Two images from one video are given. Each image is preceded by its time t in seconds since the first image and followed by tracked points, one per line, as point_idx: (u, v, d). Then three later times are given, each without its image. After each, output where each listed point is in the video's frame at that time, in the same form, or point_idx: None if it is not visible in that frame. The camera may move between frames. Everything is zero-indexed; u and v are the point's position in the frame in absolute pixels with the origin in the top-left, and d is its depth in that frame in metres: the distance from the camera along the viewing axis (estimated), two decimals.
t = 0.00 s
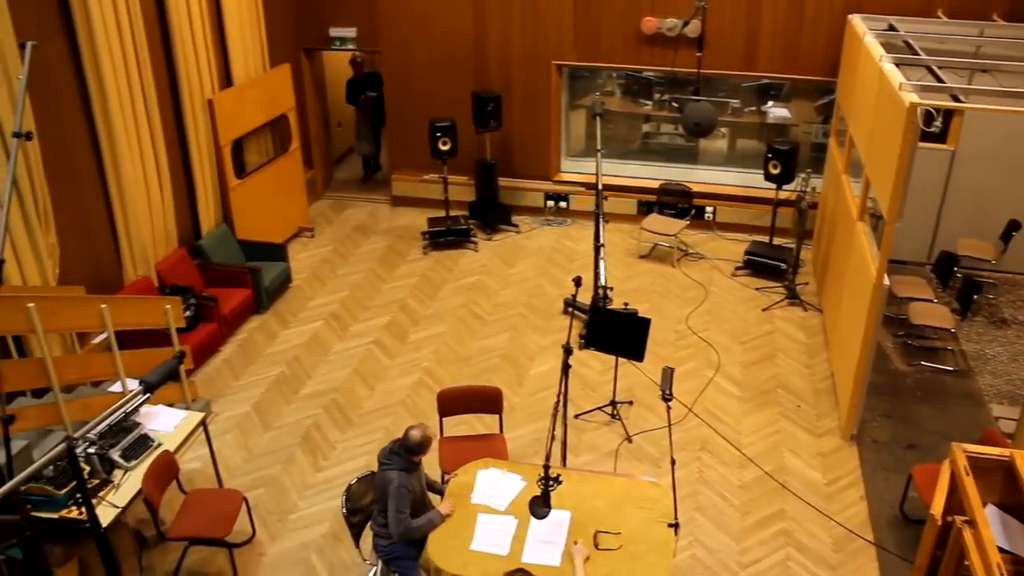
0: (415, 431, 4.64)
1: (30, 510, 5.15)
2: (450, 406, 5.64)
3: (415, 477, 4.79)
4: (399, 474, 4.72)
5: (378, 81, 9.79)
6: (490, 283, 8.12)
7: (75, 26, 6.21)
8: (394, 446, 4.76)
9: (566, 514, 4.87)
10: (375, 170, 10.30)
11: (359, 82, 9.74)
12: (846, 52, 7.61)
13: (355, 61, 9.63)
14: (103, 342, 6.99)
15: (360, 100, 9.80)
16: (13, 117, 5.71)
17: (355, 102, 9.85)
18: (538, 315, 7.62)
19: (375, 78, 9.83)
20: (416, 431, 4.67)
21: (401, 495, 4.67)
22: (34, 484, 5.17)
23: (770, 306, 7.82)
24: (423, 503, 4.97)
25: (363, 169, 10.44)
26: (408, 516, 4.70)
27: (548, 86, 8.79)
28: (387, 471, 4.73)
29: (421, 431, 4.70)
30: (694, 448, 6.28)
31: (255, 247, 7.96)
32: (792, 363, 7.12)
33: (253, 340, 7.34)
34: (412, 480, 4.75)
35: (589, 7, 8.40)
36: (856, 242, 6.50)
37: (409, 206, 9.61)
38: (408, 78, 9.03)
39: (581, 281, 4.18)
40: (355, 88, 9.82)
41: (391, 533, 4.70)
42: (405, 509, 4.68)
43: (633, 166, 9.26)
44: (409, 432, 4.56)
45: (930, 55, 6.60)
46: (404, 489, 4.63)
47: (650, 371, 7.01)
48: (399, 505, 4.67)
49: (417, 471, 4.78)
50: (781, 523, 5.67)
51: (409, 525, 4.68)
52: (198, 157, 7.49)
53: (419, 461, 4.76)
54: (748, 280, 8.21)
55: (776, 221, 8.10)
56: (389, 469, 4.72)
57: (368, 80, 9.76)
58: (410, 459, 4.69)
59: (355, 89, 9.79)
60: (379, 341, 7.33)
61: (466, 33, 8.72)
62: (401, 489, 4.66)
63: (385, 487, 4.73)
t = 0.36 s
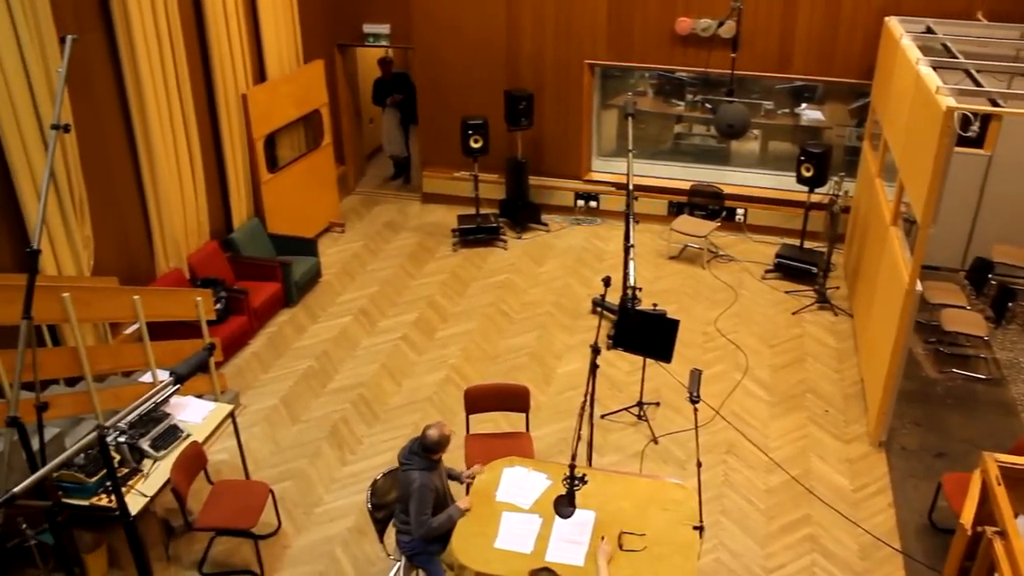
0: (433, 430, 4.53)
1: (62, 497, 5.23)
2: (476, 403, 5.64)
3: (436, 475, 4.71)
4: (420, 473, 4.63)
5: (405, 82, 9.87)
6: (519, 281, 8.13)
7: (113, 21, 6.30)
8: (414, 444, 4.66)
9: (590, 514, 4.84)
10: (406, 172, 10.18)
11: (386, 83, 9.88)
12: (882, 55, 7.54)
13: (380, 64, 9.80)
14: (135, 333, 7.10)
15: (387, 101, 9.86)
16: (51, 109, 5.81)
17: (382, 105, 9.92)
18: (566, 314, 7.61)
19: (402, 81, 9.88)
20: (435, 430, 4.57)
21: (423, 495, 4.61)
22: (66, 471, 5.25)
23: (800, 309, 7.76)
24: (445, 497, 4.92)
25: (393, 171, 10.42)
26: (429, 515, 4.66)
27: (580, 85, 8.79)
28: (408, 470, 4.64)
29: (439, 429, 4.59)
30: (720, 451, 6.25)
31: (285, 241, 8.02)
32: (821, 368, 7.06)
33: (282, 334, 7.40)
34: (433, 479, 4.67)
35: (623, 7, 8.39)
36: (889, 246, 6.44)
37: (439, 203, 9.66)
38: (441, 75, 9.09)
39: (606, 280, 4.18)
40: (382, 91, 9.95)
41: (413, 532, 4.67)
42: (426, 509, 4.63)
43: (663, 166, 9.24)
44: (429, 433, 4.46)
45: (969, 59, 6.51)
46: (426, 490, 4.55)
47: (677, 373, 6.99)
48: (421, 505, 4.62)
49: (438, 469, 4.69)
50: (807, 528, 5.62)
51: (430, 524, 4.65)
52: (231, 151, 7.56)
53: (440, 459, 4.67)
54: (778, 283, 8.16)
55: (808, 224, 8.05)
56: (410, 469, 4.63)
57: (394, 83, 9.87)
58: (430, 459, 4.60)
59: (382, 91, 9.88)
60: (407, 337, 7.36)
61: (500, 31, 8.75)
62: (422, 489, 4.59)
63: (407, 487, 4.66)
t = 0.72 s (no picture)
0: (459, 426, 4.55)
1: (91, 485, 5.29)
2: (500, 400, 5.63)
3: (462, 471, 4.72)
4: (446, 470, 4.65)
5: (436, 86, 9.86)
6: (546, 280, 8.13)
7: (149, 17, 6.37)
8: (438, 442, 4.68)
9: (614, 514, 4.81)
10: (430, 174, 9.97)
11: (418, 87, 9.80)
12: (917, 58, 7.47)
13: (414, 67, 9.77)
14: (164, 325, 7.18)
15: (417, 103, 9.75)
16: (87, 103, 5.88)
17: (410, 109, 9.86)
18: (593, 313, 7.61)
19: (432, 86, 9.93)
20: (460, 426, 4.60)
21: (451, 492, 4.62)
22: (96, 459, 5.31)
23: (829, 313, 7.70)
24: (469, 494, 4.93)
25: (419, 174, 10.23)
26: (456, 512, 4.67)
27: (610, 83, 8.80)
28: (434, 467, 4.66)
29: (465, 425, 4.63)
30: (746, 454, 6.22)
31: (315, 237, 8.08)
32: (850, 372, 7.00)
33: (310, 328, 7.45)
34: (459, 475, 4.68)
35: (655, 6, 8.37)
36: (921, 250, 6.38)
37: (469, 200, 9.71)
38: (472, 73, 9.14)
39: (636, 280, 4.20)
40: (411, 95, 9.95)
41: (442, 529, 4.67)
42: (454, 505, 4.63)
43: (693, 167, 9.21)
44: (454, 428, 4.48)
45: (1007, 61, 6.41)
46: (454, 487, 4.56)
47: (704, 375, 6.96)
48: (449, 502, 4.62)
49: (464, 466, 4.72)
50: (833, 534, 5.56)
51: (458, 521, 4.65)
52: (262, 146, 7.63)
53: (465, 455, 4.69)
54: (808, 286, 8.10)
55: (838, 227, 7.98)
56: (437, 466, 4.64)
57: (425, 86, 9.84)
58: (456, 455, 4.62)
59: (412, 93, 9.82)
60: (434, 333, 7.38)
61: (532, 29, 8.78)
62: (449, 486, 4.60)
63: (433, 484, 4.67)
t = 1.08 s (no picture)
0: (489, 420, 4.57)
1: (119, 474, 5.35)
2: (526, 399, 5.62)
3: (490, 467, 4.72)
4: (475, 464, 4.64)
5: (465, 93, 9.50)
6: (574, 279, 8.13)
7: (186, 13, 6.44)
8: (467, 437, 4.70)
9: (638, 515, 4.78)
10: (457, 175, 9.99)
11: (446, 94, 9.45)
12: (954, 61, 7.38)
13: (445, 74, 9.33)
14: (193, 317, 7.25)
15: (445, 111, 9.37)
16: (123, 96, 5.96)
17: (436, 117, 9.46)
18: (621, 314, 7.59)
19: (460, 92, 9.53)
20: (490, 420, 4.61)
21: (479, 485, 4.61)
22: (124, 449, 5.37)
23: (858, 318, 7.64)
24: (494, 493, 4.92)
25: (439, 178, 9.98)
26: (485, 506, 4.64)
27: (642, 83, 8.79)
28: (463, 461, 4.67)
29: (495, 420, 4.63)
30: (772, 458, 6.18)
31: (344, 233, 8.13)
32: (879, 378, 6.94)
33: (337, 324, 7.50)
34: (488, 470, 4.68)
35: (689, 6, 8.36)
36: (954, 256, 6.32)
37: (499, 199, 9.75)
38: (505, 72, 9.18)
39: (666, 280, 4.21)
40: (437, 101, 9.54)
41: (469, 523, 4.63)
42: (483, 499, 4.61)
43: (725, 168, 9.16)
44: (485, 420, 4.50)
45: None
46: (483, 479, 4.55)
47: (732, 378, 6.93)
48: (477, 495, 4.60)
49: (492, 461, 4.72)
50: (858, 540, 5.50)
51: (487, 515, 4.61)
52: (294, 141, 7.69)
53: (494, 450, 4.69)
54: (837, 290, 8.04)
55: (870, 231, 7.91)
56: (466, 460, 4.65)
57: (454, 93, 9.42)
58: (485, 450, 4.63)
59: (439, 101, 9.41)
60: (461, 330, 7.40)
61: (564, 27, 8.82)
62: (478, 479, 4.59)
63: (461, 478, 4.67)
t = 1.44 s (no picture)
0: (517, 419, 4.61)
1: (144, 467, 5.40)
2: (549, 398, 5.61)
3: (515, 466, 4.75)
4: (501, 463, 4.67)
5: (485, 96, 9.34)
6: (598, 280, 8.12)
7: (216, 10, 6.49)
8: (493, 437, 4.75)
9: (660, 518, 4.75)
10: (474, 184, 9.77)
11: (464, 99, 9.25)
12: (987, 64, 7.30)
13: (465, 78, 9.17)
14: (219, 312, 7.33)
15: (468, 116, 9.18)
16: (154, 92, 6.01)
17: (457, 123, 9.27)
18: (645, 314, 7.57)
19: (479, 96, 9.36)
20: (517, 419, 4.66)
21: (504, 484, 4.63)
22: (150, 442, 5.43)
23: (885, 322, 7.58)
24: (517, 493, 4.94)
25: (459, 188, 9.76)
26: (509, 504, 4.65)
27: (669, 84, 8.78)
28: (489, 459, 4.70)
29: (522, 420, 4.68)
30: (795, 462, 6.14)
31: (370, 230, 8.16)
32: (905, 384, 6.88)
33: (362, 320, 7.54)
34: (514, 469, 4.70)
35: (718, 7, 8.33)
36: (984, 261, 6.25)
37: (525, 198, 9.78)
38: (533, 71, 9.21)
39: (689, 284, 4.20)
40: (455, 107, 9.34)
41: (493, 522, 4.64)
42: (508, 497, 4.63)
43: (753, 171, 9.08)
44: (513, 418, 4.54)
45: None
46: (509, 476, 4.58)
47: (756, 381, 6.89)
48: (502, 493, 4.62)
49: (516, 461, 4.75)
50: (882, 547, 5.45)
51: (511, 514, 4.64)
52: (322, 138, 7.75)
53: (519, 450, 4.73)
54: (864, 294, 7.98)
55: (898, 236, 7.85)
56: (491, 458, 4.68)
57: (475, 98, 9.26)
58: (511, 448, 4.66)
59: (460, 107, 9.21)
60: (485, 329, 7.41)
61: (592, 27, 8.81)
62: (504, 477, 4.63)
63: (486, 475, 4.70)
